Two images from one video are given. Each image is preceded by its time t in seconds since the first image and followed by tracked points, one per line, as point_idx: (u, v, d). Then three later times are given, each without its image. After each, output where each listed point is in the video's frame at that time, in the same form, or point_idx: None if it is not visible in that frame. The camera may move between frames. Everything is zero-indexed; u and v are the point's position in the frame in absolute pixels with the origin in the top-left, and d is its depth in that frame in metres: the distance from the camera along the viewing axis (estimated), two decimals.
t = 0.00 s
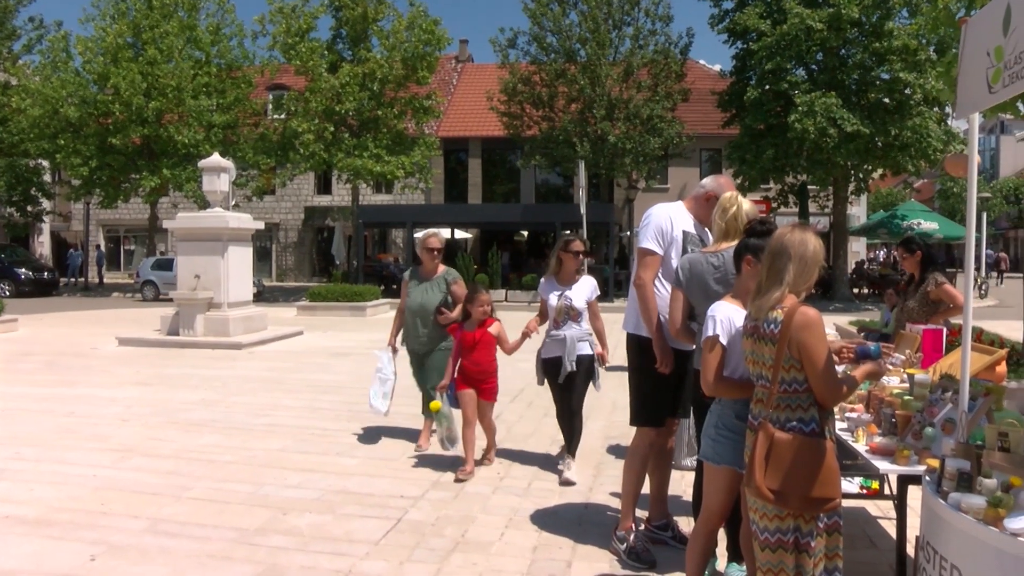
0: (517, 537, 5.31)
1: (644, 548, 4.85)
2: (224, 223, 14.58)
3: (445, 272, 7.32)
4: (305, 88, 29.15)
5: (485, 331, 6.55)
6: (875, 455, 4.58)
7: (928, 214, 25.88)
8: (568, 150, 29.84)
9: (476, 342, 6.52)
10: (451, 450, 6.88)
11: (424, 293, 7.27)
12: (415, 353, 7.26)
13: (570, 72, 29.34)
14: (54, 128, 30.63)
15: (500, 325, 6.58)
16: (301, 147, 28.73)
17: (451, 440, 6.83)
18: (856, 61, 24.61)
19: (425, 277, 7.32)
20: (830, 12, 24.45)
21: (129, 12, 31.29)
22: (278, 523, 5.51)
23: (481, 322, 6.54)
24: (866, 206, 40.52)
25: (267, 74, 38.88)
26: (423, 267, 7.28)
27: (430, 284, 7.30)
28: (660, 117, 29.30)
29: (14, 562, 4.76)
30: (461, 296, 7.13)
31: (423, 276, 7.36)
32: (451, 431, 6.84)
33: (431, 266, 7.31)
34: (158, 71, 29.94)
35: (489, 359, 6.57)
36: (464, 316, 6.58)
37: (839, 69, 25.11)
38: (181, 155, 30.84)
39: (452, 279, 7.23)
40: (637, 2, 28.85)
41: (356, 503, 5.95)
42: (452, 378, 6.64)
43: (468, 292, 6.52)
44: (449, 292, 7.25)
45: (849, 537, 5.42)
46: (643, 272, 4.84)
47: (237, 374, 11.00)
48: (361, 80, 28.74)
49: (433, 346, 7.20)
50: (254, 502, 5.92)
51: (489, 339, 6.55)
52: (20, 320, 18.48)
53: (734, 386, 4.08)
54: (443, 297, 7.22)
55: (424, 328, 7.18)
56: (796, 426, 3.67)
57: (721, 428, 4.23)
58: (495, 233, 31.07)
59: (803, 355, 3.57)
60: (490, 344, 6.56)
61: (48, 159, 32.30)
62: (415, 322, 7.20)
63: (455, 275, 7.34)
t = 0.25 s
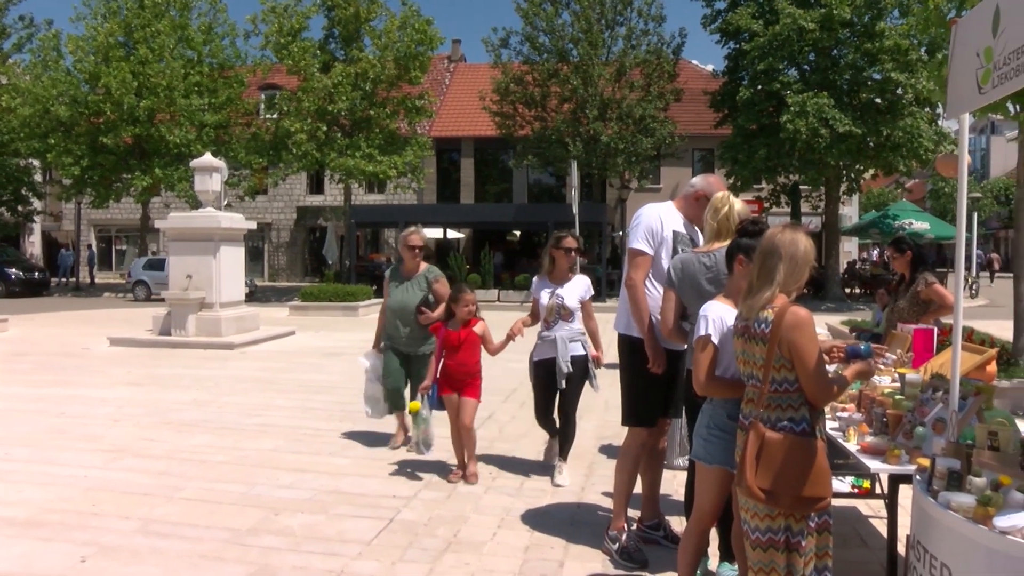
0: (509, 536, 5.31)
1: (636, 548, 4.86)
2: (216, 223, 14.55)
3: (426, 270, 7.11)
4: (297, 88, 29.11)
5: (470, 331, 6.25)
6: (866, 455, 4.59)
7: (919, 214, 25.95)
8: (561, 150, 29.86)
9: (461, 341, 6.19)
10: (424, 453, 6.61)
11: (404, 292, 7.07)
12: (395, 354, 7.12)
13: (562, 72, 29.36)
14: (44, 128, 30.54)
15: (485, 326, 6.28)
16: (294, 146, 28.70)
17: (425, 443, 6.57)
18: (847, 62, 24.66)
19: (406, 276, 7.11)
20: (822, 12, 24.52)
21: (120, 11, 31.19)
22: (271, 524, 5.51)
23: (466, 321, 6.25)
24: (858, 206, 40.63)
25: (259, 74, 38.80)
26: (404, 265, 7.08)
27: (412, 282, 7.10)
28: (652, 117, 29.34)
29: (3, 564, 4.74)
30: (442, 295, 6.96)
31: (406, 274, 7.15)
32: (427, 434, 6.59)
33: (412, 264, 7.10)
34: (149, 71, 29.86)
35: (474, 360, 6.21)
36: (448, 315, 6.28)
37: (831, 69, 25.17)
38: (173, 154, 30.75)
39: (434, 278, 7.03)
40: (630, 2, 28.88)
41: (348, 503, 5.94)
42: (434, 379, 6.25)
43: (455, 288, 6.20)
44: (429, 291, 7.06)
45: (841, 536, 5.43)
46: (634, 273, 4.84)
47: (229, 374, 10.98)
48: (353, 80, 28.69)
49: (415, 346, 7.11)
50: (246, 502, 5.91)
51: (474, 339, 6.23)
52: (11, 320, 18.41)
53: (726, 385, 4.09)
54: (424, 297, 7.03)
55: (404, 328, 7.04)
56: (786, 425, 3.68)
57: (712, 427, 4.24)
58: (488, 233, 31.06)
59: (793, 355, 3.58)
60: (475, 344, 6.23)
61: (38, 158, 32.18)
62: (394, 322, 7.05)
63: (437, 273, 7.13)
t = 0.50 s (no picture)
0: (500, 536, 5.31)
1: (627, 547, 4.87)
2: (206, 223, 14.50)
3: (402, 275, 6.94)
4: (288, 87, 29.04)
5: (454, 337, 6.11)
6: (855, 453, 4.60)
7: (908, 214, 26.05)
8: (552, 150, 29.86)
9: (444, 345, 6.05)
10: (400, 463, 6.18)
11: (381, 298, 6.86)
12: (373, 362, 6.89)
13: (553, 72, 29.36)
14: (33, 127, 30.39)
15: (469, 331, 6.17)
16: (285, 146, 28.62)
17: (402, 453, 6.13)
18: (838, 62, 24.73)
19: (382, 282, 6.90)
20: (813, 12, 24.59)
21: (109, 9, 31.06)
22: (261, 524, 5.50)
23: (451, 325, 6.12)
24: (848, 206, 40.77)
25: (250, 73, 38.70)
26: (380, 270, 6.88)
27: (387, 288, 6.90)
28: (643, 117, 29.39)
29: None
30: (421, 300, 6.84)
31: (380, 279, 6.95)
32: (405, 443, 6.15)
33: (387, 269, 6.89)
34: (139, 70, 29.75)
35: (457, 365, 6.07)
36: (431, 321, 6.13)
37: (821, 69, 25.26)
38: (163, 154, 30.65)
39: (411, 282, 6.87)
40: (621, 2, 28.90)
41: (338, 503, 5.93)
42: (417, 384, 6.12)
43: (440, 290, 6.07)
44: (406, 297, 6.89)
45: (831, 535, 5.45)
46: (623, 273, 4.86)
47: (219, 374, 10.95)
48: (344, 79, 28.65)
49: (393, 355, 6.89)
50: (236, 503, 5.90)
51: (458, 344, 6.10)
52: None
53: (717, 383, 4.11)
54: (402, 302, 6.84)
55: (381, 335, 6.83)
56: (775, 425, 3.69)
57: (702, 426, 4.25)
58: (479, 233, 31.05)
59: (782, 354, 3.59)
60: (459, 349, 6.09)
61: (27, 158, 32.01)
62: (372, 329, 6.82)
63: (413, 278, 6.98)
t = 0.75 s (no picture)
0: (489, 536, 5.31)
1: (616, 547, 4.87)
2: (194, 222, 14.45)
3: (373, 271, 6.79)
4: (277, 86, 28.96)
5: (440, 338, 6.02)
6: (842, 452, 4.61)
7: (897, 214, 26.16)
8: (541, 150, 29.87)
9: (430, 345, 5.95)
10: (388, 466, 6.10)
11: (350, 295, 6.70)
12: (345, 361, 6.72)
13: (543, 71, 29.37)
14: (20, 126, 30.25)
15: (455, 332, 6.08)
16: (274, 145, 28.55)
17: (389, 455, 6.09)
18: (826, 62, 24.82)
19: (352, 279, 6.76)
20: (801, 13, 24.66)
21: (97, 8, 30.94)
22: (249, 524, 5.48)
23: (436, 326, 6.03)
24: (837, 206, 40.93)
25: (238, 72, 38.57)
26: (349, 267, 6.73)
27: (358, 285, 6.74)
28: (632, 117, 29.39)
29: None
30: (393, 298, 6.65)
31: (350, 277, 6.79)
32: (390, 445, 6.12)
33: (358, 265, 6.76)
34: (127, 69, 29.64)
35: (443, 366, 5.96)
36: (417, 320, 6.07)
37: (809, 69, 25.34)
38: (151, 153, 30.54)
39: (381, 278, 6.71)
40: (610, 2, 28.93)
41: (327, 504, 5.92)
42: (400, 387, 5.99)
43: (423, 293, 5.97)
44: (378, 293, 6.71)
45: (818, 533, 5.47)
46: (612, 272, 4.86)
47: (208, 374, 10.92)
48: (333, 79, 28.59)
49: (363, 354, 6.71)
50: (224, 503, 5.88)
51: (443, 346, 6.00)
52: None
53: (708, 381, 4.10)
54: (373, 299, 6.68)
55: (352, 334, 6.67)
56: (764, 424, 3.70)
57: (692, 426, 4.26)
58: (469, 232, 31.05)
59: (771, 353, 3.60)
60: (444, 350, 5.99)
61: (13, 157, 31.82)
62: (342, 328, 6.67)
63: (385, 274, 6.82)
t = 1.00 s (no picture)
0: (477, 535, 5.30)
1: (604, 545, 4.87)
2: (182, 221, 14.39)
3: (348, 272, 6.47)
4: (264, 85, 28.86)
5: (424, 341, 5.81)
6: (829, 450, 4.62)
7: (884, 213, 26.27)
8: (530, 149, 29.87)
9: (414, 351, 5.74)
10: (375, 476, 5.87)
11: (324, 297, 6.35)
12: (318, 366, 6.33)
13: (531, 71, 29.39)
14: (5, 124, 30.06)
15: (439, 334, 5.88)
16: (262, 144, 28.44)
17: (377, 465, 5.83)
18: (813, 62, 24.93)
19: (326, 280, 6.42)
20: (789, 13, 24.75)
21: (83, 6, 30.78)
22: (237, 525, 5.47)
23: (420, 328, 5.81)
24: (824, 205, 41.09)
25: (226, 71, 38.43)
26: (324, 267, 6.40)
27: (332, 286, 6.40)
28: (621, 116, 29.40)
29: None
30: (370, 298, 6.36)
31: (324, 278, 6.46)
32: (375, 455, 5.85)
33: (332, 265, 6.44)
34: (113, 67, 29.52)
35: (427, 370, 5.76)
36: (399, 323, 5.83)
37: (797, 69, 25.42)
38: (138, 152, 30.41)
39: (358, 279, 6.39)
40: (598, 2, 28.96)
41: (315, 504, 5.91)
42: (382, 393, 5.76)
43: (406, 295, 5.74)
44: (354, 295, 6.39)
45: (806, 531, 5.49)
46: (600, 272, 4.87)
47: (196, 374, 10.88)
48: (321, 78, 28.52)
49: (340, 358, 6.32)
50: (212, 503, 5.86)
51: (428, 350, 5.79)
52: None
53: (697, 379, 4.10)
54: (349, 301, 6.34)
55: (327, 337, 6.30)
56: (751, 423, 3.71)
57: (681, 425, 4.26)
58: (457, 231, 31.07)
59: (758, 352, 3.61)
60: (429, 354, 5.79)
61: None
62: (316, 330, 6.30)
63: (360, 275, 6.51)
